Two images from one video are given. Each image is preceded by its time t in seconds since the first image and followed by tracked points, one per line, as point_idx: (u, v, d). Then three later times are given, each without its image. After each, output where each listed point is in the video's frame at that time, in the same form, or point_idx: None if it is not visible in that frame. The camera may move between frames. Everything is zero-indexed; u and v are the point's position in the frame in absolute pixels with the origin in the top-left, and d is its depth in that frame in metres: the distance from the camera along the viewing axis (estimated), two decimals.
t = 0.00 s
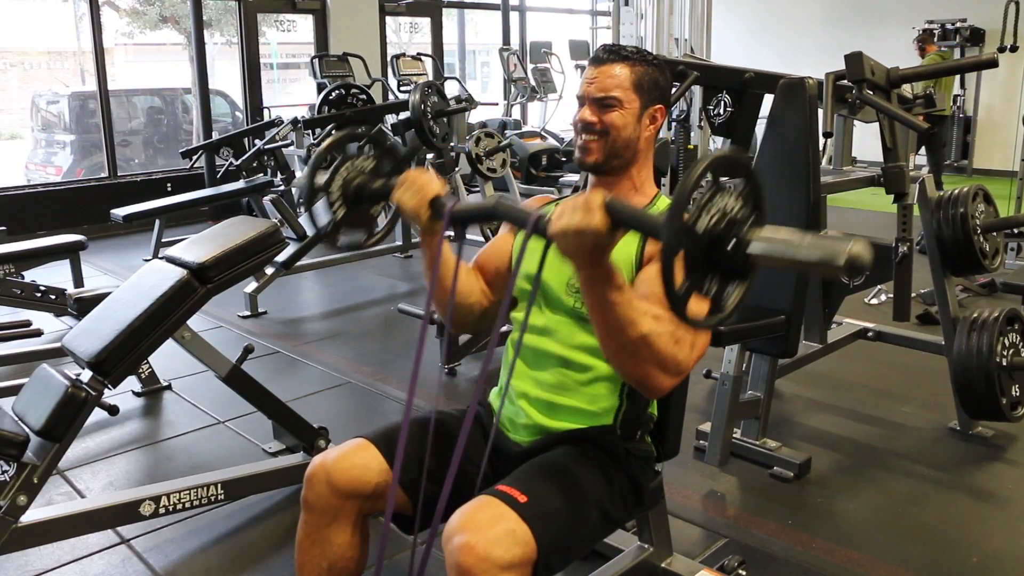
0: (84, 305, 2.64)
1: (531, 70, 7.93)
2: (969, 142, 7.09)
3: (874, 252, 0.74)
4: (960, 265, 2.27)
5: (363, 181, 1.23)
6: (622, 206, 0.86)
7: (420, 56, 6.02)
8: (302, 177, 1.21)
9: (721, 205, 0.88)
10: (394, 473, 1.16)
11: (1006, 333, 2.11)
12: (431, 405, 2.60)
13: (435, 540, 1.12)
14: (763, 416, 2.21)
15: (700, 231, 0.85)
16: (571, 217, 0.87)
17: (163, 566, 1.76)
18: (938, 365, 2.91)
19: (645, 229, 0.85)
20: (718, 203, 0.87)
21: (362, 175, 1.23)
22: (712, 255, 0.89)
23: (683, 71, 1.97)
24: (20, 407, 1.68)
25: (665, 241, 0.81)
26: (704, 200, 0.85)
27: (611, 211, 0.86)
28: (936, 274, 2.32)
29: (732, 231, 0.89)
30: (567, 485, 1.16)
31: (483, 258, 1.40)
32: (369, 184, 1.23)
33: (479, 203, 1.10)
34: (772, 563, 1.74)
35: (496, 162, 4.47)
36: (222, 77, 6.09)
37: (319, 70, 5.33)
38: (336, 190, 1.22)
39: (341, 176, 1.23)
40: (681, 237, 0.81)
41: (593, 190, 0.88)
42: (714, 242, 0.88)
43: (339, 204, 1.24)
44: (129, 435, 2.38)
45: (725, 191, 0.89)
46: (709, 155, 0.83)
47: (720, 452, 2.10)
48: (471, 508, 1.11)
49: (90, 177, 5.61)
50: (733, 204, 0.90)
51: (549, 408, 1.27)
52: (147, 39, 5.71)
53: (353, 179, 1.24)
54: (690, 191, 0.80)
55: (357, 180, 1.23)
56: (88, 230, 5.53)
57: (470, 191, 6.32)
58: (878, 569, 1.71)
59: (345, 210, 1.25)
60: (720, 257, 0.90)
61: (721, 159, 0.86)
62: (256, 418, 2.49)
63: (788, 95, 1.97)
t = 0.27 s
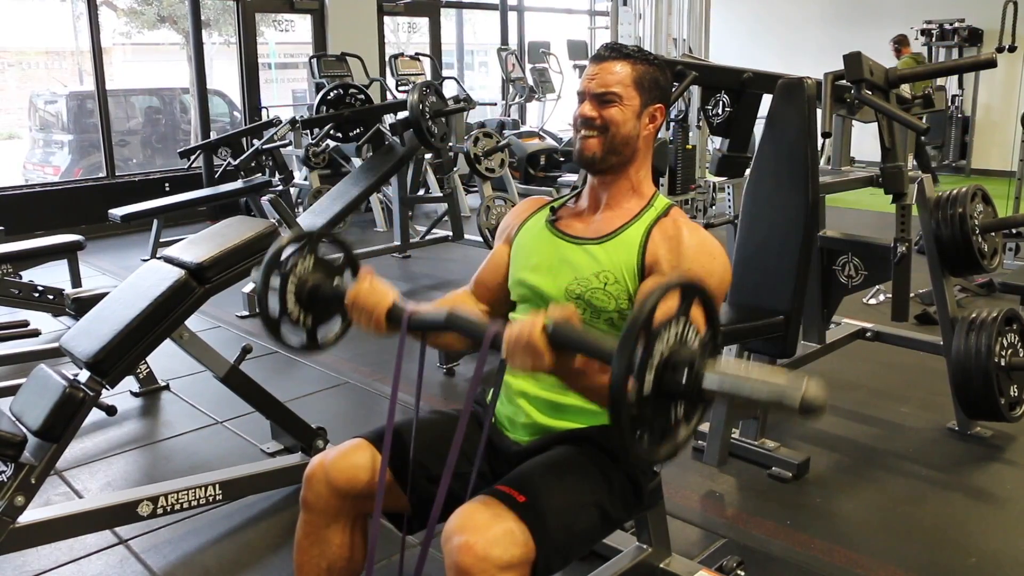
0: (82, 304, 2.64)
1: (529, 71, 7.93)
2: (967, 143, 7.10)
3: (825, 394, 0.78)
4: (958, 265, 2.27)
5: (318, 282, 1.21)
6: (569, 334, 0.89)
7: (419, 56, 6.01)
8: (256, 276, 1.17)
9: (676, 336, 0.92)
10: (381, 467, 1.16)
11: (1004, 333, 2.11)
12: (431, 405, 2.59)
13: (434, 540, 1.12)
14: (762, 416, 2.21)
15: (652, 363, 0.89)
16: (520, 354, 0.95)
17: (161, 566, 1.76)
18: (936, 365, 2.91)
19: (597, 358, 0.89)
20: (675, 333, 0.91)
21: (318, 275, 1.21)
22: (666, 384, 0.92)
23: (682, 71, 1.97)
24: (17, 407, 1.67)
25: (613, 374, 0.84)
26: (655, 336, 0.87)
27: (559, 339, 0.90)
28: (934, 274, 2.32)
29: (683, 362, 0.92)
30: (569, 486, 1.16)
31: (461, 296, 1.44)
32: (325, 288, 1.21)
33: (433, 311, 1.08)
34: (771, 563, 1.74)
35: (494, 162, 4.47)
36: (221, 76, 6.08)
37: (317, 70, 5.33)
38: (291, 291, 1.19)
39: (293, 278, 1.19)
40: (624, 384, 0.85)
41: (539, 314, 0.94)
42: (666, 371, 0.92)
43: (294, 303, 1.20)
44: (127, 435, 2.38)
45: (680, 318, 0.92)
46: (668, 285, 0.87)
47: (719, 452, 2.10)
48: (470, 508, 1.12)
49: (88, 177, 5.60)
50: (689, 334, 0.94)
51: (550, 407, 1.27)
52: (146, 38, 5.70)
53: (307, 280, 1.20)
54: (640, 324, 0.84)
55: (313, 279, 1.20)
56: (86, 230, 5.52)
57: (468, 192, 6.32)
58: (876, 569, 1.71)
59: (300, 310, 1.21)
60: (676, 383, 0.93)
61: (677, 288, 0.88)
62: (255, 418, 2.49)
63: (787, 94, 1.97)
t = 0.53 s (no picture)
0: (81, 304, 2.64)
1: (528, 71, 7.93)
2: (966, 143, 7.10)
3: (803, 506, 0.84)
4: (957, 265, 2.27)
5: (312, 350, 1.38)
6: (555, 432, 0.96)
7: (417, 56, 6.01)
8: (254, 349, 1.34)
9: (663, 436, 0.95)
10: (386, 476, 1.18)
11: (1003, 333, 2.11)
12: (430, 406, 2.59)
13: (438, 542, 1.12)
14: (761, 416, 2.21)
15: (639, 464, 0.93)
16: (513, 442, 1.01)
17: (160, 567, 1.76)
18: (934, 365, 2.91)
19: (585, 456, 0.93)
20: (662, 433, 0.95)
21: (314, 341, 1.39)
22: (651, 491, 0.96)
23: (681, 71, 1.97)
24: (16, 408, 1.67)
25: (599, 475, 0.88)
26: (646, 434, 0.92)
27: (546, 436, 0.97)
28: (933, 274, 2.31)
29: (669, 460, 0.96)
30: (574, 488, 1.16)
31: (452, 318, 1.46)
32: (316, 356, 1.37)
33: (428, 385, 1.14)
34: (771, 563, 1.74)
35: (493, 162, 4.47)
36: (219, 76, 6.08)
37: (316, 70, 5.32)
38: (288, 358, 1.36)
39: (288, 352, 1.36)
40: (611, 479, 0.88)
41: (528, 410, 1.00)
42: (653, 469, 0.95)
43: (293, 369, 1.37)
44: (126, 435, 2.38)
45: (669, 422, 0.96)
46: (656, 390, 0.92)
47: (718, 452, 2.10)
48: (475, 509, 1.11)
49: (86, 177, 5.59)
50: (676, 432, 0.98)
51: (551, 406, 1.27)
52: (144, 38, 5.70)
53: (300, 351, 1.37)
54: (627, 428, 0.88)
55: (309, 345, 1.38)
56: (84, 230, 5.52)
57: (467, 192, 6.32)
58: (876, 569, 1.71)
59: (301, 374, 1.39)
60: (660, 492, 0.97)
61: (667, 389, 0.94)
62: (254, 418, 2.48)
63: (785, 95, 1.97)
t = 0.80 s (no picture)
0: (79, 304, 2.63)
1: (528, 70, 7.93)
2: (966, 142, 7.10)
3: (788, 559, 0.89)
4: (956, 264, 2.27)
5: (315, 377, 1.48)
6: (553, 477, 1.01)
7: (417, 56, 6.00)
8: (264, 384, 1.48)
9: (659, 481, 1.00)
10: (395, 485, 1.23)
11: (1003, 332, 2.11)
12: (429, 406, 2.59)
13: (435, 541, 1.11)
14: (760, 416, 2.21)
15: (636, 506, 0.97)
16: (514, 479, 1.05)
17: (158, 567, 1.76)
18: (934, 364, 2.91)
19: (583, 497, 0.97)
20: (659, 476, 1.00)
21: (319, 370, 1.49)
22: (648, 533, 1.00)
23: (680, 71, 1.97)
24: (13, 407, 1.67)
25: (596, 517, 0.93)
26: (639, 484, 0.96)
27: (545, 477, 1.02)
28: (933, 273, 2.31)
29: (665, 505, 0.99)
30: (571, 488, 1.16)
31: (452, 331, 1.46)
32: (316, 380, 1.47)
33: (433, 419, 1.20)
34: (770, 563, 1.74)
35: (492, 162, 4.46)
36: (218, 75, 6.07)
37: (315, 70, 5.32)
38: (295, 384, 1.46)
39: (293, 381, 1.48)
40: (606, 524, 0.93)
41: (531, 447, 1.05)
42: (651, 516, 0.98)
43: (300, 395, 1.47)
44: (125, 435, 2.37)
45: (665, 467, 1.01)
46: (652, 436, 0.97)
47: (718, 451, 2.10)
48: (472, 508, 1.11)
49: (85, 177, 5.59)
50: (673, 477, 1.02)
51: (550, 406, 1.26)
52: (143, 37, 5.69)
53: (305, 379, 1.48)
54: (623, 471, 0.94)
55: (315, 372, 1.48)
56: (83, 230, 5.51)
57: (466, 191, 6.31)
58: (875, 569, 1.71)
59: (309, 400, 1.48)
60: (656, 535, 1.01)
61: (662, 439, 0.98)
62: (253, 418, 2.48)
63: (784, 94, 1.97)
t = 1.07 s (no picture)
0: (78, 304, 2.63)
1: (527, 69, 7.93)
2: (965, 142, 7.11)
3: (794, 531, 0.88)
4: (956, 264, 2.27)
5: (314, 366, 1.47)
6: (551, 456, 1.01)
7: (416, 55, 6.00)
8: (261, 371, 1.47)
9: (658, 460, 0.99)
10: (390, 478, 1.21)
11: (1002, 332, 2.11)
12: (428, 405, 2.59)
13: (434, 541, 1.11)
14: (760, 416, 2.21)
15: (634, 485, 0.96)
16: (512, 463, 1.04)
17: (157, 567, 1.76)
18: (933, 364, 2.91)
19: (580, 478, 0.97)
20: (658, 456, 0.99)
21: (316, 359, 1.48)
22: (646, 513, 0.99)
23: (679, 70, 1.97)
24: (12, 407, 1.66)
25: (592, 496, 0.92)
26: (638, 462, 0.95)
27: (543, 458, 1.01)
28: (932, 272, 2.31)
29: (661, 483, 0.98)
30: (571, 489, 1.16)
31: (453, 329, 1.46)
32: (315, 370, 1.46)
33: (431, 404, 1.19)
34: (770, 562, 1.74)
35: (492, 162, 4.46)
36: (217, 75, 6.07)
37: (314, 69, 5.31)
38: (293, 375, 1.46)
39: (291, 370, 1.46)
40: (603, 503, 0.92)
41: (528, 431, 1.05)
42: (647, 491, 0.97)
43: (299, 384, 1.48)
44: (124, 435, 2.37)
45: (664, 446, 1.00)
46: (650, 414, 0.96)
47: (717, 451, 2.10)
48: (471, 509, 1.11)
49: (85, 176, 5.58)
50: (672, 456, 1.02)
51: (549, 407, 1.26)
52: (142, 37, 5.68)
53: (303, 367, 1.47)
54: (620, 450, 0.93)
55: (312, 362, 1.48)
56: (82, 230, 5.50)
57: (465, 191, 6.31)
58: (875, 569, 1.71)
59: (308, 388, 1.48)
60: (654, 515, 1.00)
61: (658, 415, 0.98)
62: (252, 418, 2.48)
63: (784, 93, 1.96)
